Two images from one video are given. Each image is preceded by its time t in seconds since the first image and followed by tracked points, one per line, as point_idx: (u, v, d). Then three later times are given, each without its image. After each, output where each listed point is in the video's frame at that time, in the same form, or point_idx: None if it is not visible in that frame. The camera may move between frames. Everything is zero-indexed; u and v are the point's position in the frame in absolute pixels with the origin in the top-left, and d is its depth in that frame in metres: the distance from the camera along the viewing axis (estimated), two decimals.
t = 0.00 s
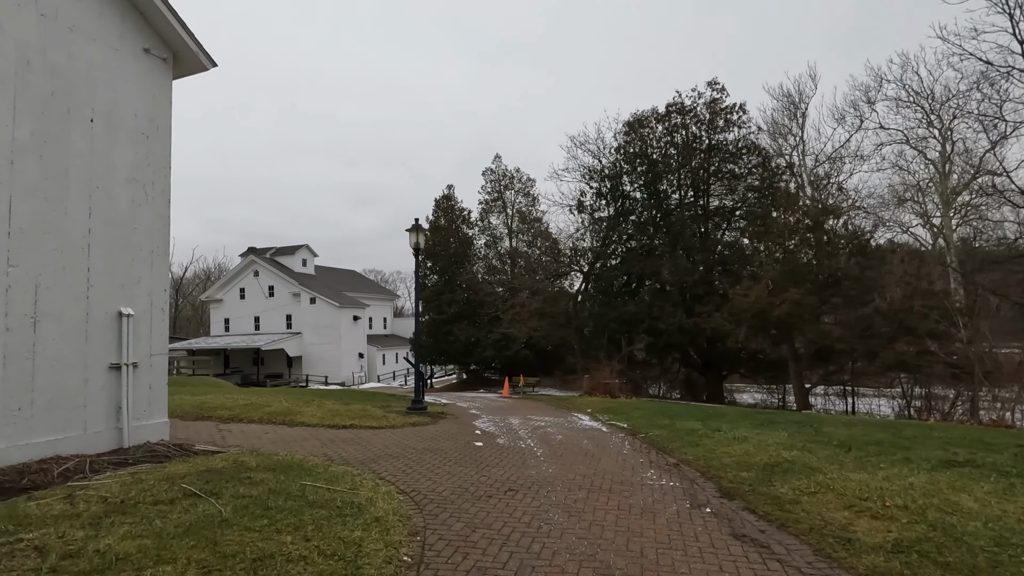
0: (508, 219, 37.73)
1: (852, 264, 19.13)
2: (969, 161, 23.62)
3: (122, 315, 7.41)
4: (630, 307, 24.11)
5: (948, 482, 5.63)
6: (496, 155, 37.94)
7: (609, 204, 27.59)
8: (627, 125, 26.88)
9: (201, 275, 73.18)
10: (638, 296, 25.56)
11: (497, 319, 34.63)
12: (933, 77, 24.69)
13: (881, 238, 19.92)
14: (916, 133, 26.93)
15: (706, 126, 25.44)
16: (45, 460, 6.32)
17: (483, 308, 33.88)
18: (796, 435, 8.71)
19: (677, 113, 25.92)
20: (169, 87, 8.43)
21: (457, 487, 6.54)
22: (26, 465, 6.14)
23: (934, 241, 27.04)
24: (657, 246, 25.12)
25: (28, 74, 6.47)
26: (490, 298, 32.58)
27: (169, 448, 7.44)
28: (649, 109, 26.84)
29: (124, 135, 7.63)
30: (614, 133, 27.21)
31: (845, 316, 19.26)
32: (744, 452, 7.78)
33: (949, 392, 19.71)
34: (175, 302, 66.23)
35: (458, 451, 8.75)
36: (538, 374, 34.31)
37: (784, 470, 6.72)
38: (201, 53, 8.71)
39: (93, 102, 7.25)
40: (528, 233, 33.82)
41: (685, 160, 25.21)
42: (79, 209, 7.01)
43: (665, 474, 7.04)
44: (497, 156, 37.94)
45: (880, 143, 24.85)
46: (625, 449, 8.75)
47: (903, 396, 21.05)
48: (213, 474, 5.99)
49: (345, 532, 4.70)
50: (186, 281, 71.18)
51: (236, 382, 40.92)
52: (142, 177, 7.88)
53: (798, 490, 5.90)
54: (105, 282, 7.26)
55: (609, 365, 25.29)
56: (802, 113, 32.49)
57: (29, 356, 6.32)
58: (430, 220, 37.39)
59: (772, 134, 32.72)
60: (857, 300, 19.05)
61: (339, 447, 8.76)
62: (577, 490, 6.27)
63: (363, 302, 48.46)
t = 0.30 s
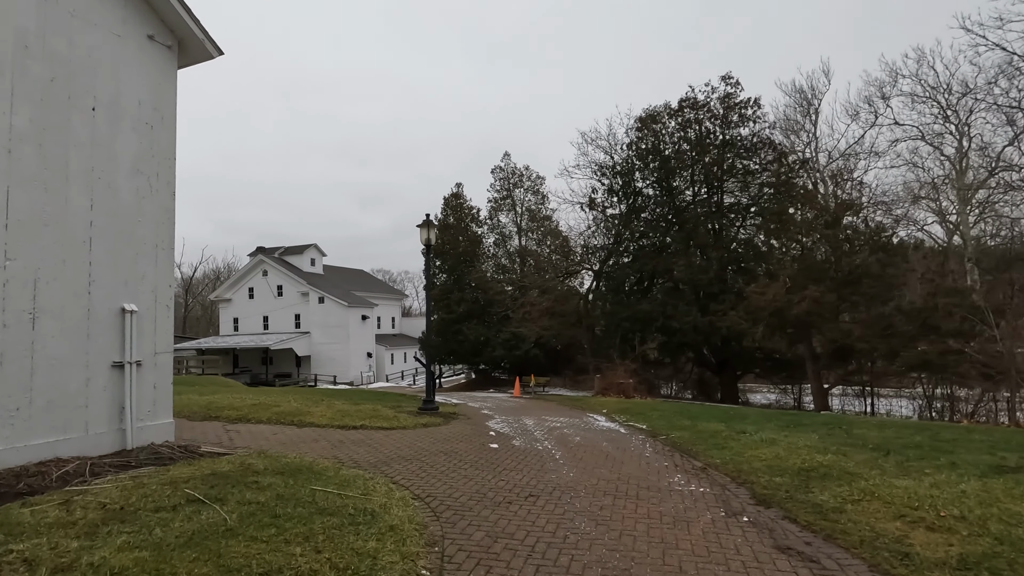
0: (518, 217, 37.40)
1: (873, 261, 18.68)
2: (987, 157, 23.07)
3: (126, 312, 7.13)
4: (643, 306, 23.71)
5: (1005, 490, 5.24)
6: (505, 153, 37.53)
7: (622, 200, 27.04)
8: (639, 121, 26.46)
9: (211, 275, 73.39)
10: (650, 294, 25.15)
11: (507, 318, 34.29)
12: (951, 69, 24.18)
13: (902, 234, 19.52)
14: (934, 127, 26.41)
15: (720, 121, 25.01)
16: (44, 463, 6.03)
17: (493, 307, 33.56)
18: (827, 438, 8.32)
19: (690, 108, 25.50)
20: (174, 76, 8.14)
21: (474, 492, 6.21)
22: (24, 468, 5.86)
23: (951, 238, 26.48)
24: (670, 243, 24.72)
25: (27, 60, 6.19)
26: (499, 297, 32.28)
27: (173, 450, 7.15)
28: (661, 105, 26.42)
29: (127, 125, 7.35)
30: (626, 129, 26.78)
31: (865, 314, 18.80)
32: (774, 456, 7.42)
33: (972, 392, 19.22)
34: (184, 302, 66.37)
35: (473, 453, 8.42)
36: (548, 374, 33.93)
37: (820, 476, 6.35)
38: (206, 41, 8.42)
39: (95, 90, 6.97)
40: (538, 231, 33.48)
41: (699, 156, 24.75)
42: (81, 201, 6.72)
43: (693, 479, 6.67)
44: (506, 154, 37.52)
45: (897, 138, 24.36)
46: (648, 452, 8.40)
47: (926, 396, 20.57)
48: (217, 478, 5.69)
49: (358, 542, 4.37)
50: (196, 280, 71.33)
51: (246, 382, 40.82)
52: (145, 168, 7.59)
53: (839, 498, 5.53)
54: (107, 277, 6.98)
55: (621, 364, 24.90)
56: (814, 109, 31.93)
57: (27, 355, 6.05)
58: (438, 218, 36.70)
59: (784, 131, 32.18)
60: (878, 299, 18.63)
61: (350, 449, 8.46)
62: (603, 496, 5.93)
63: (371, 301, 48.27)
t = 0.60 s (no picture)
0: (526, 216, 37.02)
1: (894, 259, 18.16)
2: (1009, 153, 22.49)
3: (124, 312, 6.81)
4: (655, 305, 23.28)
5: None
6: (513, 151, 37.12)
7: (633, 198, 26.62)
8: (651, 117, 26.01)
9: (219, 275, 73.42)
10: (662, 294, 24.70)
11: (516, 318, 33.91)
12: (969, 63, 23.62)
13: (923, 231, 19.02)
14: (951, 122, 25.86)
15: (733, 117, 24.54)
16: (37, 472, 5.72)
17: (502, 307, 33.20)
18: (859, 445, 7.93)
19: (703, 104, 25.03)
20: (176, 66, 7.83)
21: (491, 503, 5.85)
22: (15, 477, 5.54)
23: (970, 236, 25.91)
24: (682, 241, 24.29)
25: (20, 46, 5.88)
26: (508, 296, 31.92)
27: (174, 457, 6.83)
28: (673, 101, 25.97)
29: (126, 117, 7.03)
30: (637, 125, 26.33)
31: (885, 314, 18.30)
32: (806, 465, 7.01)
33: (996, 394, 18.68)
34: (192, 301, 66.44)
35: (487, 460, 8.06)
36: (557, 374, 33.54)
37: (859, 487, 5.95)
38: (209, 30, 8.09)
39: (93, 79, 6.66)
40: (547, 230, 33.10)
41: (712, 153, 24.28)
42: (77, 195, 6.40)
43: (722, 490, 6.28)
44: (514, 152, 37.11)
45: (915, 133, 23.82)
46: (669, 459, 8.02)
47: (947, 397, 20.06)
48: (218, 489, 5.34)
49: (367, 563, 4.01)
50: (204, 280, 71.35)
51: (253, 382, 40.66)
52: (146, 162, 7.26)
53: (886, 513, 5.13)
54: (105, 276, 6.66)
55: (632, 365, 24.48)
56: (827, 105, 31.35)
57: (19, 357, 5.73)
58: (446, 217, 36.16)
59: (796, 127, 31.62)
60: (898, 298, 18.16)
61: (357, 454, 8.11)
62: (628, 509, 5.55)
63: (378, 301, 48.03)
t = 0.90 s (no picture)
0: (533, 214, 36.65)
1: (913, 256, 17.70)
2: None
3: (116, 308, 6.49)
4: (665, 304, 22.88)
5: None
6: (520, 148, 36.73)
7: (642, 195, 26.20)
8: (660, 112, 25.58)
9: (225, 274, 73.39)
10: (671, 292, 24.28)
11: (523, 316, 33.55)
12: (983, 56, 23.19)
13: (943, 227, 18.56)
14: (966, 117, 25.38)
15: (745, 112, 24.08)
16: (23, 477, 5.41)
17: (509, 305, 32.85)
18: (887, 450, 7.54)
19: (714, 98, 24.59)
20: (172, 51, 7.51)
21: (501, 512, 5.52)
22: None
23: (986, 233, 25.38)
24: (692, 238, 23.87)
25: (5, 28, 5.58)
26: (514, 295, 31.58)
27: (169, 460, 6.51)
28: (683, 96, 25.54)
29: (119, 104, 6.72)
30: (646, 121, 25.91)
31: (903, 313, 17.85)
32: (834, 472, 6.64)
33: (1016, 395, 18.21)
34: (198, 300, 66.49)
35: (496, 463, 7.71)
36: (564, 373, 33.17)
37: (895, 497, 5.58)
38: (204, 13, 7.77)
39: (83, 64, 6.35)
40: (554, 227, 32.72)
41: (723, 148, 23.81)
42: (65, 184, 6.09)
43: (747, 499, 5.90)
44: (520, 149, 36.72)
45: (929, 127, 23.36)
46: (688, 464, 7.65)
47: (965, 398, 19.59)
48: (211, 496, 5.01)
49: None
50: (210, 280, 71.27)
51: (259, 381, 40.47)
52: (139, 151, 6.96)
53: (928, 526, 4.75)
54: (97, 270, 6.35)
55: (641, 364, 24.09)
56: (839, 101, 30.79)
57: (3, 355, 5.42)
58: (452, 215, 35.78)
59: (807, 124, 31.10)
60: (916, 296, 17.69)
61: (361, 457, 7.80)
62: (648, 520, 5.19)
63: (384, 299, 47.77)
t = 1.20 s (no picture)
0: (539, 212, 36.25)
1: (932, 255, 17.21)
2: None
3: (103, 306, 6.16)
4: (675, 303, 22.46)
5: None
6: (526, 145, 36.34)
7: (651, 192, 25.76)
8: (670, 108, 25.14)
9: (232, 273, 73.37)
10: (680, 291, 23.85)
11: (530, 316, 33.18)
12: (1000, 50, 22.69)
13: (962, 225, 18.05)
14: (982, 114, 24.83)
15: (757, 107, 23.60)
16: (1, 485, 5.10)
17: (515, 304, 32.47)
18: (917, 458, 7.14)
19: (724, 93, 24.14)
20: (165, 39, 7.17)
21: (511, 525, 5.15)
22: None
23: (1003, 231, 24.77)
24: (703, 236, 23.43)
25: None
26: (520, 294, 31.20)
27: (159, 467, 6.19)
28: (693, 91, 25.09)
29: (107, 92, 6.38)
30: (656, 117, 25.47)
31: (922, 313, 17.35)
32: (864, 482, 6.23)
33: None
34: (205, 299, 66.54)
35: (503, 470, 7.35)
36: (570, 373, 32.78)
37: (935, 511, 5.17)
38: None
39: (69, 49, 6.01)
40: (561, 226, 32.31)
41: (735, 144, 23.30)
42: (50, 176, 5.77)
43: (773, 512, 5.51)
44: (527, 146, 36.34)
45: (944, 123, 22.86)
46: (705, 472, 7.26)
47: (982, 401, 19.12)
48: (198, 509, 4.67)
49: None
50: (217, 279, 71.26)
51: (264, 381, 40.27)
52: (129, 142, 6.63)
53: (977, 546, 4.36)
54: (82, 267, 6.03)
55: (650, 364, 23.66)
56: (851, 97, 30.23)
57: None
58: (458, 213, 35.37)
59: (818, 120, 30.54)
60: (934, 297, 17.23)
61: (361, 464, 7.46)
62: (669, 535, 4.82)
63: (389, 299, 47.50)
